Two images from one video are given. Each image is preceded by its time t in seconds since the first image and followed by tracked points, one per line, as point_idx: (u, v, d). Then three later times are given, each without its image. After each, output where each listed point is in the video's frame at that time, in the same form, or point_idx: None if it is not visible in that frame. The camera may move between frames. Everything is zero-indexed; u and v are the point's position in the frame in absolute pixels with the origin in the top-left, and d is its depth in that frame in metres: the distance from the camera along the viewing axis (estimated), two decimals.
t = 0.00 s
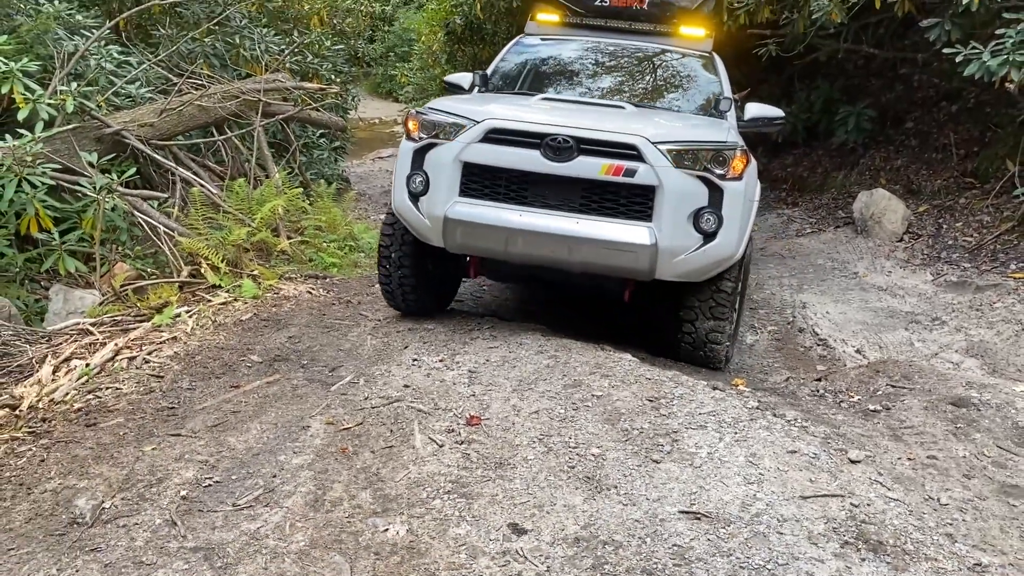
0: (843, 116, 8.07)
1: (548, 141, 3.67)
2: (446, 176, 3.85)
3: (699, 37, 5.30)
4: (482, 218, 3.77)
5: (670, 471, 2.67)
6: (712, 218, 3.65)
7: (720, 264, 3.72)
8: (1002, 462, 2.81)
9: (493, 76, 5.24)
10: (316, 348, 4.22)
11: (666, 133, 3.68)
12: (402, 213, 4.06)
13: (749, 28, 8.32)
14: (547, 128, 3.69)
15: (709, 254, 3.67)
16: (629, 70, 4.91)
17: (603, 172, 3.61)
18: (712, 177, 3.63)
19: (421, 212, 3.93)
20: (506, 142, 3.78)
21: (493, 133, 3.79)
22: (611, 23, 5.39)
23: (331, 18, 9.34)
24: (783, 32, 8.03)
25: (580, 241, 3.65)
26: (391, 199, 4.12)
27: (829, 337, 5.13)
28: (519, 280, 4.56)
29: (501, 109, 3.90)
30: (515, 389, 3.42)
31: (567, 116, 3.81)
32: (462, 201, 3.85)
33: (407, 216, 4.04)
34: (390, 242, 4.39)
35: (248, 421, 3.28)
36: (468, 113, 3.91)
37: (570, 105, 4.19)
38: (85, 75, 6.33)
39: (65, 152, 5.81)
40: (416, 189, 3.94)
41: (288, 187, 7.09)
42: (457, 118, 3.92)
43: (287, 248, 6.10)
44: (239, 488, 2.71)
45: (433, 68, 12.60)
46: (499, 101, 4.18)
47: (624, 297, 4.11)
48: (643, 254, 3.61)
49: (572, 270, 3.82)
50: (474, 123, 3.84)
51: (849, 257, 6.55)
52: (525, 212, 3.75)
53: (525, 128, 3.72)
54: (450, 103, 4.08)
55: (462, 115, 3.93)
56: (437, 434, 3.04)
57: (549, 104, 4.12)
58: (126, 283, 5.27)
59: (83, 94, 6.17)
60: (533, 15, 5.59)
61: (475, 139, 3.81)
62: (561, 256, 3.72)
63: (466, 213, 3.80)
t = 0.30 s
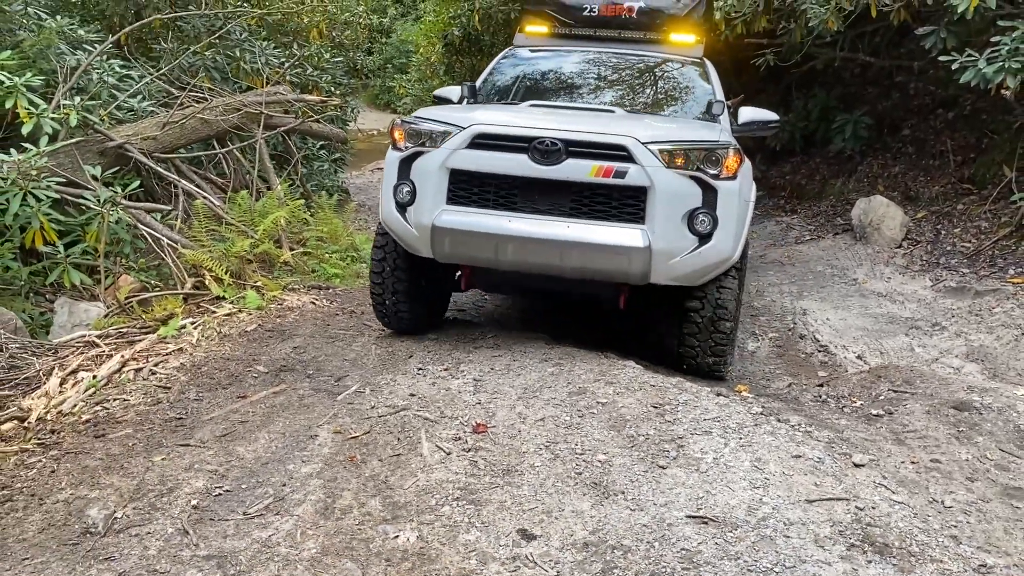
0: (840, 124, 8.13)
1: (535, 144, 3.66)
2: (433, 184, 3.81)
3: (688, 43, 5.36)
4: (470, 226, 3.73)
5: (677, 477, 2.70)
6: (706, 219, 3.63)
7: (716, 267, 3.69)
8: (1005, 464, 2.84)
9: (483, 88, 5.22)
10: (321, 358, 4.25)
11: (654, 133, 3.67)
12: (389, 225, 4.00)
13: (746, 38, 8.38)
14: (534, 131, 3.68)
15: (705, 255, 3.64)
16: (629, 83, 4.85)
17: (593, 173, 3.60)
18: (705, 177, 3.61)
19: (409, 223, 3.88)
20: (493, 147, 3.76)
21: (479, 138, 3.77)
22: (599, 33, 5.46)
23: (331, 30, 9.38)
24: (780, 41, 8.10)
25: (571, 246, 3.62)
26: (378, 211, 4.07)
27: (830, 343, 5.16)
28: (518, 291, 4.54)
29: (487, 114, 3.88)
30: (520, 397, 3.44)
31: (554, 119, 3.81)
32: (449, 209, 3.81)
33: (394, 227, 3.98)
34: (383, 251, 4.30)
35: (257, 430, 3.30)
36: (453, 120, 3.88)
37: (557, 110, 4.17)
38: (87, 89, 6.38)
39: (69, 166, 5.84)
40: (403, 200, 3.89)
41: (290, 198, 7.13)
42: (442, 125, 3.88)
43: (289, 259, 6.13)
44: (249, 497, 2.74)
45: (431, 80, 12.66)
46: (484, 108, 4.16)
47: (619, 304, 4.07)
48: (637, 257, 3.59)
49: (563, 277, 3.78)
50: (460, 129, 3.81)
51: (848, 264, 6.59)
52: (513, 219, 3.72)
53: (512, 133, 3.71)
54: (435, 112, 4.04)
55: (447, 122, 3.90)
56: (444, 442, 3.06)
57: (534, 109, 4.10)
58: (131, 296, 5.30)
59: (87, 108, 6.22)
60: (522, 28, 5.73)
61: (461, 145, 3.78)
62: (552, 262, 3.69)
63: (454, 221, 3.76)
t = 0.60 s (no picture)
0: (839, 131, 8.21)
1: (526, 153, 3.53)
2: (423, 197, 3.68)
3: (682, 51, 5.40)
4: (462, 239, 3.60)
5: (689, 479, 2.74)
6: (705, 225, 3.51)
7: (716, 274, 3.58)
8: (1010, 464, 2.89)
9: (475, 102, 5.24)
10: (331, 366, 4.30)
11: (650, 139, 3.54)
12: (379, 240, 3.88)
13: (744, 47, 8.44)
14: (525, 140, 3.54)
15: (704, 262, 3.53)
16: (631, 95, 4.88)
17: (587, 182, 3.47)
18: (702, 182, 3.49)
19: (399, 238, 3.77)
20: (483, 157, 3.63)
21: (469, 149, 3.64)
22: (592, 44, 5.53)
23: (331, 42, 9.44)
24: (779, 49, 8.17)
25: (568, 257, 3.50)
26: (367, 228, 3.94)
27: (833, 348, 5.21)
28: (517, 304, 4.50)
29: (476, 123, 3.75)
30: (530, 403, 3.48)
31: (545, 127, 3.67)
32: (440, 222, 3.68)
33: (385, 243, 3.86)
34: (378, 263, 4.19)
35: (272, 437, 3.34)
36: (443, 130, 3.75)
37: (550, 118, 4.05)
38: (93, 102, 6.44)
39: (76, 179, 5.89)
40: (394, 215, 3.78)
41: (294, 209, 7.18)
42: (431, 136, 3.76)
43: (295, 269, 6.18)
44: (267, 503, 2.77)
45: (430, 90, 12.74)
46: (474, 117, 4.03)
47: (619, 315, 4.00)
48: (635, 266, 3.47)
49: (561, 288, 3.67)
50: (449, 140, 3.68)
51: (849, 269, 6.65)
52: (506, 229, 3.59)
53: (502, 142, 3.57)
54: (424, 124, 3.92)
55: (437, 133, 3.77)
56: (457, 447, 3.10)
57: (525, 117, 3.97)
58: (139, 307, 5.34)
59: (92, 121, 6.26)
60: (513, 40, 5.75)
61: (451, 157, 3.65)
62: (549, 273, 3.57)
63: (444, 235, 3.63)
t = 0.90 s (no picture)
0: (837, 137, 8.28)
1: (526, 161, 3.51)
2: (418, 206, 3.66)
3: (681, 54, 5.41)
4: (461, 249, 3.58)
5: (698, 481, 2.78)
6: (710, 234, 3.50)
7: (721, 284, 3.56)
8: (1015, 464, 2.93)
9: (471, 108, 5.28)
10: (338, 374, 4.33)
11: (653, 145, 3.52)
12: (375, 250, 3.86)
13: (741, 54, 8.50)
14: (525, 147, 3.53)
15: (709, 271, 3.51)
16: (630, 100, 4.92)
17: (588, 189, 3.45)
18: (707, 190, 3.48)
19: (394, 248, 3.74)
20: (482, 165, 3.61)
21: (468, 156, 3.62)
22: (590, 48, 5.55)
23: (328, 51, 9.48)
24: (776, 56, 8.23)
25: (568, 266, 3.46)
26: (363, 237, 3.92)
27: (834, 352, 5.25)
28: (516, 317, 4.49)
29: (475, 130, 3.73)
30: (538, 408, 3.52)
31: (544, 134, 3.66)
32: (438, 233, 3.66)
33: (380, 253, 3.84)
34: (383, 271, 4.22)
35: (284, 444, 3.38)
36: (440, 137, 3.73)
37: (549, 125, 4.04)
38: (97, 113, 6.47)
39: (81, 189, 5.92)
40: (389, 224, 3.76)
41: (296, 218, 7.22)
42: (428, 144, 3.74)
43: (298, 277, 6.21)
44: (282, 509, 2.80)
45: (427, 99, 12.79)
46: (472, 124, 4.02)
47: (621, 327, 4.00)
48: (637, 275, 3.44)
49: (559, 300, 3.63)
50: (445, 147, 3.66)
51: (849, 274, 6.70)
52: (505, 240, 3.57)
53: (502, 149, 3.56)
54: (420, 131, 3.90)
55: (433, 140, 3.75)
56: (467, 452, 3.14)
57: (524, 124, 3.95)
58: (146, 316, 5.37)
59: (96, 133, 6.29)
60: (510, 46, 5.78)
61: (448, 164, 3.63)
62: (549, 284, 3.53)
63: (443, 245, 3.61)
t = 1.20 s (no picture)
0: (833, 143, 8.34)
1: (518, 165, 3.54)
2: (407, 214, 3.70)
3: (673, 57, 5.47)
4: (453, 257, 3.61)
5: (700, 483, 2.82)
6: (706, 235, 3.54)
7: (719, 286, 3.59)
8: (1012, 464, 2.97)
9: (465, 114, 5.33)
10: (340, 381, 4.36)
11: (644, 148, 3.56)
12: (366, 260, 3.91)
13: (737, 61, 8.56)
14: (516, 152, 3.56)
15: (706, 273, 3.55)
16: (630, 105, 4.95)
17: (581, 193, 3.49)
18: (703, 192, 3.52)
19: (386, 258, 3.79)
20: (473, 170, 3.64)
21: (458, 163, 3.66)
22: (581, 53, 5.60)
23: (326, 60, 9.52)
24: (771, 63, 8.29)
25: (561, 272, 3.50)
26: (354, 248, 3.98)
27: (833, 356, 5.29)
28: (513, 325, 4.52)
29: (464, 137, 3.77)
30: (540, 413, 3.55)
31: (535, 138, 3.70)
32: (428, 241, 3.69)
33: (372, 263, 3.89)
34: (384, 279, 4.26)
35: (289, 449, 3.41)
36: (429, 144, 3.77)
37: (540, 130, 4.07)
38: (97, 123, 6.51)
39: (83, 199, 5.96)
40: (380, 234, 3.82)
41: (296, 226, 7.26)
42: (417, 151, 3.78)
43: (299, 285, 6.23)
44: (288, 513, 2.83)
45: (424, 107, 12.85)
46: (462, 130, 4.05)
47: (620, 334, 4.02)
48: (633, 280, 3.48)
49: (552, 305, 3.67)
50: (435, 155, 3.70)
51: (846, 279, 6.75)
52: (497, 247, 3.60)
53: (493, 155, 3.59)
54: (409, 139, 3.94)
55: (422, 147, 3.78)
56: (471, 456, 3.17)
57: (515, 129, 3.99)
58: (148, 324, 5.40)
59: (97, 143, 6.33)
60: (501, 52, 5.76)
61: (438, 172, 3.67)
62: (542, 290, 3.57)
63: (435, 253, 3.63)
